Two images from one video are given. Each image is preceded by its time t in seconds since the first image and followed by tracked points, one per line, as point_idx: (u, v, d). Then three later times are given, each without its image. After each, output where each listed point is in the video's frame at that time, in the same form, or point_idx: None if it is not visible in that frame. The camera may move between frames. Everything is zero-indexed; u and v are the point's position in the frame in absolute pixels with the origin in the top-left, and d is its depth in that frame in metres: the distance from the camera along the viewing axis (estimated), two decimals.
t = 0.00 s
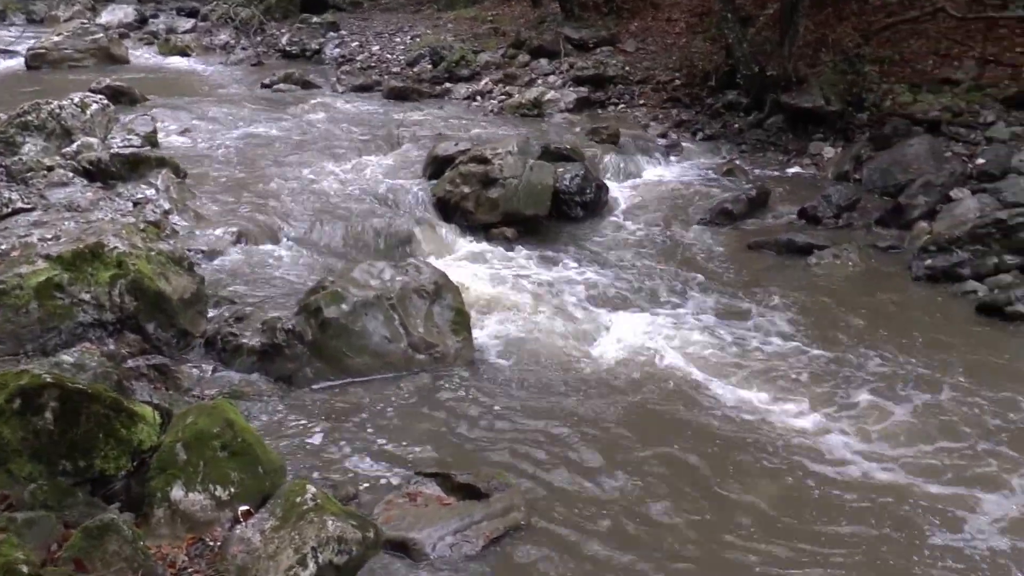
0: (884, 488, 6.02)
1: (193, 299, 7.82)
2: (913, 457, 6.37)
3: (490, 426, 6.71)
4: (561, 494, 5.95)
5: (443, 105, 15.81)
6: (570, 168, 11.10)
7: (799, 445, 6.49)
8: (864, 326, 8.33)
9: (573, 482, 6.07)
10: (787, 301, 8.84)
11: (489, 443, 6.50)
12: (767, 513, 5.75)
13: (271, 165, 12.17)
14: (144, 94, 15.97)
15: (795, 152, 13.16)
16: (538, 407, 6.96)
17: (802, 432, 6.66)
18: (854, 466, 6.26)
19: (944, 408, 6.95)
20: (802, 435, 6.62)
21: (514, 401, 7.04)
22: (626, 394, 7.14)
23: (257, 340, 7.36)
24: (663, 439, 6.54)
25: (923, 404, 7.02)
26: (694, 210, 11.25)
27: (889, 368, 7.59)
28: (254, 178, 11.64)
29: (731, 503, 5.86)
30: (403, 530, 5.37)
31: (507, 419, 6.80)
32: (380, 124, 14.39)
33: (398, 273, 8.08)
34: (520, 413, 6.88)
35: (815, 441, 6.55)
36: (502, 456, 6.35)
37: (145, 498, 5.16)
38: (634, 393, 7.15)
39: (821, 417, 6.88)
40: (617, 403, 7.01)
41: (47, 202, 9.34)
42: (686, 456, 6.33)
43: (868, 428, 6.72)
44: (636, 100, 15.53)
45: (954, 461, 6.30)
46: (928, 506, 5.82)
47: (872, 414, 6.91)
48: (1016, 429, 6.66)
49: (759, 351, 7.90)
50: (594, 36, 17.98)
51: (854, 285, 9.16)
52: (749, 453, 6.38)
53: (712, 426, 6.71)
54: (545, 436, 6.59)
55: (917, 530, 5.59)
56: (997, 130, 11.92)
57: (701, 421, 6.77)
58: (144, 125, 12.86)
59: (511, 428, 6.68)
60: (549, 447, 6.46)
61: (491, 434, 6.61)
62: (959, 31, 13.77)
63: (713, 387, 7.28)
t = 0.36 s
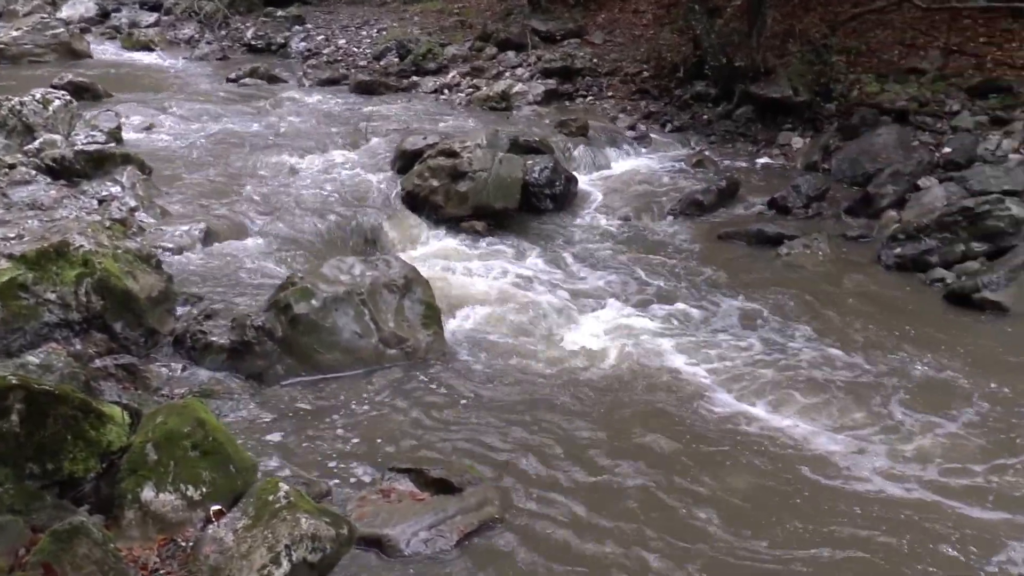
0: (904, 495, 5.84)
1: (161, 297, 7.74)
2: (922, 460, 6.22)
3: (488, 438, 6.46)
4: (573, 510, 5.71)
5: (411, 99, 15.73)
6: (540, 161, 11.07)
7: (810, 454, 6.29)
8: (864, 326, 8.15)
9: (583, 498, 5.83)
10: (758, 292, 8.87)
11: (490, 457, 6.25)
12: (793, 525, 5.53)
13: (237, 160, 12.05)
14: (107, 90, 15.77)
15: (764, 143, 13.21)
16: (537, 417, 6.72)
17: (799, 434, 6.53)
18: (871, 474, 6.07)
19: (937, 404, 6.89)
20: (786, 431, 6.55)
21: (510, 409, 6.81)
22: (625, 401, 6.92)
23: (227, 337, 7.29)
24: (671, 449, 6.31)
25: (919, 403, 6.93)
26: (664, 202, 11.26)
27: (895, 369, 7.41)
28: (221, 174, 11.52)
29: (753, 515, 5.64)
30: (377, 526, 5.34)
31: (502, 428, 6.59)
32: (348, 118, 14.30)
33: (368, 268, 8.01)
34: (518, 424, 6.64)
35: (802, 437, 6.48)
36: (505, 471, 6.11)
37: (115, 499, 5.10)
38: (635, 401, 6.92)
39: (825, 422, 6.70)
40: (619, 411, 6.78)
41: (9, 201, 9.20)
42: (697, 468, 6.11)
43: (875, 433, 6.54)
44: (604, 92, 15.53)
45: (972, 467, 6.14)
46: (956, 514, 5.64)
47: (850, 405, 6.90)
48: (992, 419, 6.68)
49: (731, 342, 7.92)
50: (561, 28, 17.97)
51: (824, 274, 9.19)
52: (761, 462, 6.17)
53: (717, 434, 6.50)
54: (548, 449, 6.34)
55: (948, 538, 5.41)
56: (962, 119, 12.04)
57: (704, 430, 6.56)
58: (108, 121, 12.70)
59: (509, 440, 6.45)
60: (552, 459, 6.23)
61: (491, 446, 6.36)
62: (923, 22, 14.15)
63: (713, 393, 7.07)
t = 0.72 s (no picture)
0: (923, 506, 5.69)
1: (129, 296, 7.65)
2: (931, 468, 6.07)
3: (484, 449, 6.27)
4: (585, 529, 5.49)
5: (378, 94, 15.64)
6: (508, 155, 11.04)
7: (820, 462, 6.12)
8: (861, 326, 8.00)
9: (593, 513, 5.62)
10: (728, 283, 8.89)
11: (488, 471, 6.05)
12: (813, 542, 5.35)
13: (203, 157, 11.95)
14: (70, 87, 15.58)
15: (732, 134, 13.24)
16: (531, 425, 6.54)
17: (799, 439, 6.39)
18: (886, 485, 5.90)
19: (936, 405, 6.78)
20: (778, 434, 6.43)
21: (501, 417, 6.64)
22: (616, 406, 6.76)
23: (196, 336, 7.22)
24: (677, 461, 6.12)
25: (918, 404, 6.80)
26: (632, 194, 11.27)
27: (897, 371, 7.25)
28: (186, 171, 11.42)
29: (773, 532, 5.43)
30: (350, 524, 5.31)
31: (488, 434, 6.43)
32: (314, 113, 14.20)
33: (338, 264, 7.95)
34: (515, 433, 6.45)
35: (773, 428, 6.52)
36: (508, 485, 5.89)
37: (85, 502, 5.03)
38: (633, 407, 6.74)
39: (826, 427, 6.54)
40: (616, 419, 6.59)
41: None
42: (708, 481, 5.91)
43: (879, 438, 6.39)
44: (572, 85, 15.51)
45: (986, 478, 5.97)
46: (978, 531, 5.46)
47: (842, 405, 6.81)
48: (977, 415, 6.64)
49: (701, 333, 7.94)
50: (528, 21, 17.95)
51: (792, 264, 9.24)
52: (774, 473, 5.99)
53: (718, 442, 6.33)
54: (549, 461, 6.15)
55: (975, 555, 5.25)
56: (927, 109, 12.14)
57: (703, 436, 6.39)
58: (71, 118, 12.54)
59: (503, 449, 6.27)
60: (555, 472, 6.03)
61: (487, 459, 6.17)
62: (887, 14, 14.68)
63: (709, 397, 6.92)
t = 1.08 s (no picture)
0: (926, 509, 5.60)
1: (95, 297, 7.57)
2: (915, 464, 6.04)
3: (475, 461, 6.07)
4: (597, 549, 5.27)
5: (344, 89, 15.55)
6: (476, 149, 11.04)
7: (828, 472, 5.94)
8: (855, 326, 7.86)
9: (603, 530, 5.41)
10: (697, 275, 8.92)
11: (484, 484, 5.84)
12: (836, 560, 5.15)
13: (169, 155, 11.83)
14: (32, 85, 15.39)
15: (699, 126, 13.27)
16: (519, 435, 6.36)
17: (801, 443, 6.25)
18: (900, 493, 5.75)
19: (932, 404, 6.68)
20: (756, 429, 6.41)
21: (488, 426, 6.46)
22: (598, 409, 6.63)
23: (164, 336, 7.15)
24: (681, 472, 5.93)
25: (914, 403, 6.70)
26: (601, 186, 11.28)
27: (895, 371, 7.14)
28: (152, 169, 11.30)
29: (794, 548, 5.24)
30: (323, 523, 5.27)
31: (464, 432, 6.39)
32: (280, 109, 14.10)
33: (306, 260, 7.88)
34: (506, 444, 6.25)
35: (743, 417, 6.56)
36: (509, 501, 5.67)
37: (54, 505, 4.98)
38: (625, 415, 6.56)
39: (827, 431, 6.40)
40: (608, 428, 6.41)
41: None
42: (717, 493, 5.72)
43: (883, 442, 6.26)
44: (539, 79, 15.50)
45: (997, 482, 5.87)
46: (1002, 543, 5.32)
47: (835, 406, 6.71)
48: (954, 406, 6.65)
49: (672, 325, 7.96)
50: (494, 15, 17.92)
51: (761, 255, 9.28)
52: (783, 484, 5.81)
53: (718, 450, 6.15)
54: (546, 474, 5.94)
55: (965, 556, 5.20)
56: (893, 99, 12.24)
57: (694, 435, 6.32)
58: (33, 117, 12.38)
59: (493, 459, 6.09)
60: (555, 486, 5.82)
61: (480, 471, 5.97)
62: (853, 5, 14.72)
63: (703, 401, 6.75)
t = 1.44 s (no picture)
0: (903, 497, 5.64)
1: (61, 297, 7.49)
2: (887, 451, 6.08)
3: (466, 473, 5.90)
4: (575, 545, 5.26)
5: (309, 84, 15.46)
6: (443, 144, 11.00)
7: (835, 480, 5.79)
8: (851, 327, 7.71)
9: (589, 532, 5.36)
10: (666, 267, 8.94)
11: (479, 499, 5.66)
12: (812, 553, 5.17)
13: (133, 153, 11.72)
14: None
15: (666, 119, 13.31)
16: (494, 430, 6.35)
17: (807, 452, 6.08)
18: (909, 500, 5.61)
19: (927, 404, 6.58)
20: (729, 418, 6.46)
21: (471, 430, 6.35)
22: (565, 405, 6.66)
23: (132, 336, 7.09)
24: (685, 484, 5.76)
25: (909, 404, 6.60)
26: (568, 180, 11.29)
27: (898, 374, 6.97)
28: (116, 168, 11.19)
29: (771, 542, 5.25)
30: (295, 521, 5.25)
31: (437, 428, 6.38)
32: (246, 106, 14.00)
33: (274, 258, 7.83)
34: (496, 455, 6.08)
35: (714, 407, 6.60)
36: (485, 499, 5.65)
37: (21, 510, 4.90)
38: (619, 423, 6.39)
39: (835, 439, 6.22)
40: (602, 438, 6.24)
41: None
42: (724, 504, 5.57)
43: (888, 448, 6.10)
44: (505, 73, 15.48)
45: (1000, 482, 5.78)
46: (977, 532, 5.34)
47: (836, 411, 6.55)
48: (926, 394, 6.71)
49: (642, 317, 7.98)
50: (459, 10, 17.87)
51: (730, 246, 9.32)
52: (792, 496, 5.63)
53: (699, 443, 6.16)
54: (542, 488, 5.76)
55: (942, 546, 5.22)
56: (857, 90, 12.33)
57: (676, 429, 6.31)
58: None
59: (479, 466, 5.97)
60: (555, 499, 5.65)
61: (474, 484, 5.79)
62: None
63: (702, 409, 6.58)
